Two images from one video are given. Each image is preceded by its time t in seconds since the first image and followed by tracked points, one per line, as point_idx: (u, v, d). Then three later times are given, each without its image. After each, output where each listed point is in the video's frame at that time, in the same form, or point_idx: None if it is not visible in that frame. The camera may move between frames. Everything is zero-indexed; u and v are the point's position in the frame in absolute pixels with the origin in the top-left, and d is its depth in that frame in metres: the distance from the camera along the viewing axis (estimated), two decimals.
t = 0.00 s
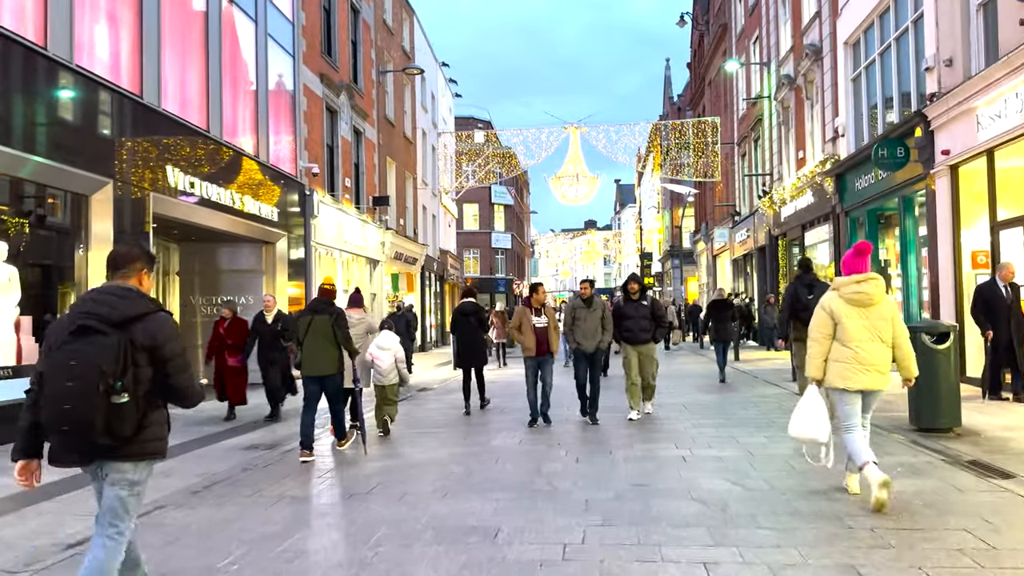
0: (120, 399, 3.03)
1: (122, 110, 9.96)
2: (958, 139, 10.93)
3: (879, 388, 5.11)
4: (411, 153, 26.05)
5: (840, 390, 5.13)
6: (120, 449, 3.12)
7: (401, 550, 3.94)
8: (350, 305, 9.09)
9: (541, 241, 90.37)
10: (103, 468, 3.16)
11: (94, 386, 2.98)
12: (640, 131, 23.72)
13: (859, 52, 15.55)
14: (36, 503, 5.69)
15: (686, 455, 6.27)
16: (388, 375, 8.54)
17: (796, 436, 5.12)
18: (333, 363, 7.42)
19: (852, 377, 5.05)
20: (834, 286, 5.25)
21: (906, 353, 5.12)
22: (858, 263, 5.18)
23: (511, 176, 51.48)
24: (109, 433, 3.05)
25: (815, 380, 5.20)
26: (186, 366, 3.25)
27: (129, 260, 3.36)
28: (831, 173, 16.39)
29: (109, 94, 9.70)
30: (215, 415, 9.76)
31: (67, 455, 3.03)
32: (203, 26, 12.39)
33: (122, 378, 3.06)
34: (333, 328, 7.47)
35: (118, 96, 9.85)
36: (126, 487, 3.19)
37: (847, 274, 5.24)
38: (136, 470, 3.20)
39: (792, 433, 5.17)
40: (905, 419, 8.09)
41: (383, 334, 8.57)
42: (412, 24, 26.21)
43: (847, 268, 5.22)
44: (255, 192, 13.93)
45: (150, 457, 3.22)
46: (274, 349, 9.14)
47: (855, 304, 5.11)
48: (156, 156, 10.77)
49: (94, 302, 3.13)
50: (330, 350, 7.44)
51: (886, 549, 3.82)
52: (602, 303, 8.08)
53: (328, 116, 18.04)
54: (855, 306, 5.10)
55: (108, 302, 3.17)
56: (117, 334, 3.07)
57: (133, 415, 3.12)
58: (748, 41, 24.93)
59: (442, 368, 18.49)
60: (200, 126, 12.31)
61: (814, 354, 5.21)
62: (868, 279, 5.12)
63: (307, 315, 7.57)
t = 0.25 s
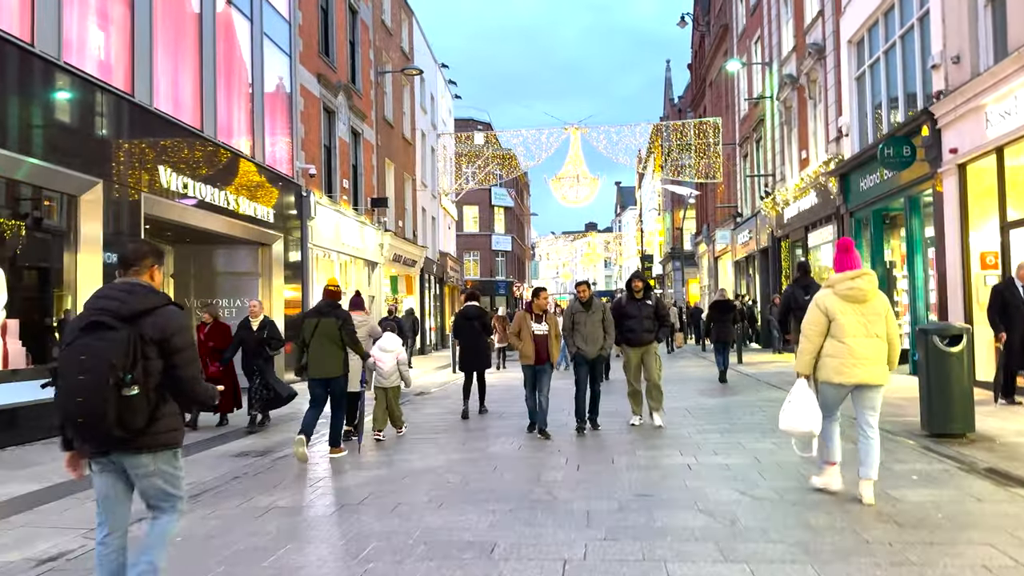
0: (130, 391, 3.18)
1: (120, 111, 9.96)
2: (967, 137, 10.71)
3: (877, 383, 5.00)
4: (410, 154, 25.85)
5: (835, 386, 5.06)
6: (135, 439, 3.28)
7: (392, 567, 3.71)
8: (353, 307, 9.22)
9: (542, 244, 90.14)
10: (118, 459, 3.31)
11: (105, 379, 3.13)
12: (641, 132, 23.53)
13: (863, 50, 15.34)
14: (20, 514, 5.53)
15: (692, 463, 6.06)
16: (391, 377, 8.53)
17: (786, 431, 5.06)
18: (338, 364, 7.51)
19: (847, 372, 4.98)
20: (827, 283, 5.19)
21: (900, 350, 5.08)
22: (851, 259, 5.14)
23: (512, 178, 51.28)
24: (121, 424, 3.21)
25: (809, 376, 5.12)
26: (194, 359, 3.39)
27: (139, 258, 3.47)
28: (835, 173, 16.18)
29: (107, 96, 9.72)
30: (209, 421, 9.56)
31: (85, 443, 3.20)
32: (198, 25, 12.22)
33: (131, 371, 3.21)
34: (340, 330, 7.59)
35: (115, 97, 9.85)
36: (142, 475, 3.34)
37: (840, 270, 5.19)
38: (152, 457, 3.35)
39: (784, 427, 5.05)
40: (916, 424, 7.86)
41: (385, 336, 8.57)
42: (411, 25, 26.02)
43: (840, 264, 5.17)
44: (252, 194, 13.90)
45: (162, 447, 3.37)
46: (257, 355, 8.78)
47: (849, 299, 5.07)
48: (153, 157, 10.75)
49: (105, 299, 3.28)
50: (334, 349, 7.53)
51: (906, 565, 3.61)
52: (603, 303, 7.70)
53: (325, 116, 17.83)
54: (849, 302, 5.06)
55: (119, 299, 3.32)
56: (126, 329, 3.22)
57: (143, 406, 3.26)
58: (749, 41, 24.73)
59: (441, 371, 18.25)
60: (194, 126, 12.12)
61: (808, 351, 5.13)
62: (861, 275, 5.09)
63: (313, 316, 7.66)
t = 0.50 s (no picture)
0: (144, 406, 3.12)
1: (114, 114, 9.91)
2: (973, 136, 10.52)
3: (863, 391, 5.15)
4: (408, 156, 25.66)
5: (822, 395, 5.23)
6: (148, 451, 3.24)
7: None
8: (353, 308, 9.11)
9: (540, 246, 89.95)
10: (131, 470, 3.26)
11: (119, 393, 3.06)
12: (640, 133, 23.36)
13: (865, 49, 15.16)
14: None
15: (695, 473, 5.85)
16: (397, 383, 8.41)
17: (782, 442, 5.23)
18: (338, 368, 7.45)
19: (832, 381, 5.15)
20: (812, 295, 5.37)
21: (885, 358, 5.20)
22: (833, 272, 5.31)
23: (511, 180, 51.11)
24: (134, 438, 3.15)
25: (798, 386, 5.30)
26: (209, 373, 3.32)
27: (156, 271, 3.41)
28: (837, 174, 16.00)
29: (101, 98, 9.69)
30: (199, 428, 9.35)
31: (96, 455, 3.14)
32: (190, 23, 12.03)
33: (145, 385, 3.14)
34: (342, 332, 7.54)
35: (109, 99, 9.82)
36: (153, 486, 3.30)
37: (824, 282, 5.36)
38: (165, 470, 3.30)
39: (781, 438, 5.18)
40: (926, 429, 7.64)
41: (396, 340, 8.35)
42: (408, 25, 25.84)
43: (823, 277, 5.34)
44: (248, 195, 13.78)
45: (177, 459, 3.32)
46: (237, 360, 8.41)
47: (833, 310, 5.23)
48: (147, 159, 10.67)
49: (121, 311, 3.22)
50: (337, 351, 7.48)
51: None
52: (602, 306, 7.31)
53: (321, 117, 17.63)
54: (834, 313, 5.22)
55: (134, 312, 3.25)
56: (142, 343, 3.15)
57: (157, 420, 3.21)
58: (749, 41, 24.56)
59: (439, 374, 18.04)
60: (185, 126, 11.89)
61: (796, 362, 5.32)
62: (844, 286, 5.26)
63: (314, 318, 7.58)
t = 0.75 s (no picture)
0: (171, 391, 3.30)
1: (106, 112, 9.78)
2: (976, 133, 10.35)
3: (847, 380, 5.23)
4: (403, 156, 25.45)
5: (809, 384, 5.28)
6: (173, 437, 3.38)
7: None
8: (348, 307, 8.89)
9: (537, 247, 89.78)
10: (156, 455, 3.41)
11: (147, 378, 3.25)
12: (637, 132, 23.18)
13: (864, 46, 15.00)
14: None
15: (699, 478, 5.65)
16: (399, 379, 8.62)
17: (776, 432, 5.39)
18: (334, 370, 7.27)
19: (818, 370, 5.20)
20: (798, 286, 5.45)
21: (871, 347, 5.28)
22: (819, 262, 5.39)
23: (507, 181, 50.90)
24: (161, 422, 3.31)
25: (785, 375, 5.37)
26: (232, 361, 3.49)
27: (180, 265, 3.60)
28: (837, 172, 15.83)
29: (93, 96, 9.55)
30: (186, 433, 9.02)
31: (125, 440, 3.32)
32: (179, 19, 11.82)
33: (173, 372, 3.32)
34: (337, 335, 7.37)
35: (101, 98, 9.69)
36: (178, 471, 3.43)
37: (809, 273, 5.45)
38: (188, 456, 3.45)
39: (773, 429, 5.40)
40: (934, 432, 7.44)
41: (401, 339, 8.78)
42: (403, 24, 25.63)
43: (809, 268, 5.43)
44: (241, 195, 13.60)
45: (199, 445, 3.47)
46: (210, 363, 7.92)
47: (818, 301, 5.31)
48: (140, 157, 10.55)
49: (150, 302, 3.41)
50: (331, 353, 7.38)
51: None
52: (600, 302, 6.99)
53: (314, 115, 17.42)
54: (818, 304, 5.31)
55: (162, 303, 3.44)
56: (168, 331, 3.34)
57: (183, 406, 3.37)
58: (746, 40, 24.40)
59: (434, 376, 17.81)
60: (174, 123, 11.66)
61: (783, 352, 5.38)
62: (829, 277, 5.33)
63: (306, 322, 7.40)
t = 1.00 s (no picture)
0: (190, 402, 3.47)
1: (92, 114, 9.58)
2: (975, 135, 10.21)
3: (833, 393, 5.35)
4: (394, 158, 25.22)
5: (796, 395, 5.39)
6: (189, 448, 3.56)
7: None
8: (346, 313, 8.75)
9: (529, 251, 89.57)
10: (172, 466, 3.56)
11: (168, 391, 3.41)
12: (630, 134, 23.03)
13: (860, 47, 14.86)
14: None
15: (698, 489, 5.45)
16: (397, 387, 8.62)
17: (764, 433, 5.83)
18: (322, 374, 7.33)
19: (805, 383, 5.31)
20: (788, 298, 5.55)
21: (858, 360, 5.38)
22: (809, 276, 5.47)
23: (499, 184, 50.69)
24: (181, 432, 3.49)
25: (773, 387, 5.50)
26: (244, 372, 3.68)
27: (188, 281, 3.75)
28: (832, 174, 15.69)
29: (79, 98, 9.36)
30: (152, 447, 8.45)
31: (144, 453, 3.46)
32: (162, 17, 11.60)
33: (190, 384, 3.50)
34: (326, 338, 7.38)
35: (87, 100, 9.50)
36: (193, 480, 3.61)
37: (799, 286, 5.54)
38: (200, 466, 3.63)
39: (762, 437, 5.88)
40: (937, 439, 7.25)
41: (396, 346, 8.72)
42: (394, 25, 25.41)
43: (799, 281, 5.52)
44: (231, 198, 13.39)
45: (213, 454, 3.64)
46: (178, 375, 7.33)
47: (807, 315, 5.41)
48: (127, 160, 10.37)
49: (163, 318, 3.56)
50: (322, 360, 7.38)
51: None
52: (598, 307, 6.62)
53: (303, 117, 17.17)
54: (806, 317, 5.41)
55: (173, 319, 3.59)
56: (185, 345, 3.50)
57: (199, 416, 3.55)
58: (740, 42, 24.28)
59: (426, 380, 17.57)
60: (157, 123, 11.45)
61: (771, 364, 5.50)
62: (818, 291, 5.42)
63: (295, 325, 7.45)
